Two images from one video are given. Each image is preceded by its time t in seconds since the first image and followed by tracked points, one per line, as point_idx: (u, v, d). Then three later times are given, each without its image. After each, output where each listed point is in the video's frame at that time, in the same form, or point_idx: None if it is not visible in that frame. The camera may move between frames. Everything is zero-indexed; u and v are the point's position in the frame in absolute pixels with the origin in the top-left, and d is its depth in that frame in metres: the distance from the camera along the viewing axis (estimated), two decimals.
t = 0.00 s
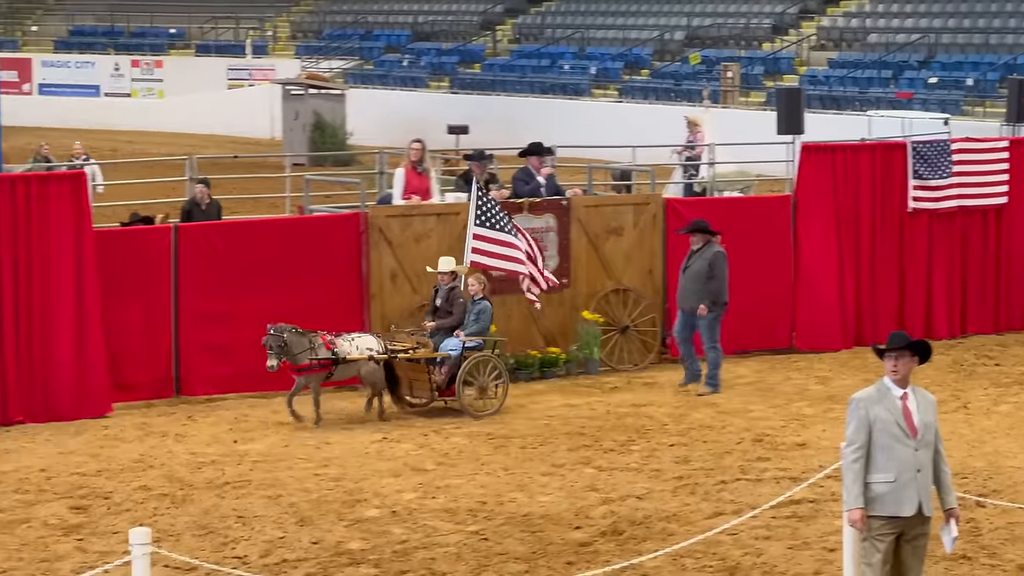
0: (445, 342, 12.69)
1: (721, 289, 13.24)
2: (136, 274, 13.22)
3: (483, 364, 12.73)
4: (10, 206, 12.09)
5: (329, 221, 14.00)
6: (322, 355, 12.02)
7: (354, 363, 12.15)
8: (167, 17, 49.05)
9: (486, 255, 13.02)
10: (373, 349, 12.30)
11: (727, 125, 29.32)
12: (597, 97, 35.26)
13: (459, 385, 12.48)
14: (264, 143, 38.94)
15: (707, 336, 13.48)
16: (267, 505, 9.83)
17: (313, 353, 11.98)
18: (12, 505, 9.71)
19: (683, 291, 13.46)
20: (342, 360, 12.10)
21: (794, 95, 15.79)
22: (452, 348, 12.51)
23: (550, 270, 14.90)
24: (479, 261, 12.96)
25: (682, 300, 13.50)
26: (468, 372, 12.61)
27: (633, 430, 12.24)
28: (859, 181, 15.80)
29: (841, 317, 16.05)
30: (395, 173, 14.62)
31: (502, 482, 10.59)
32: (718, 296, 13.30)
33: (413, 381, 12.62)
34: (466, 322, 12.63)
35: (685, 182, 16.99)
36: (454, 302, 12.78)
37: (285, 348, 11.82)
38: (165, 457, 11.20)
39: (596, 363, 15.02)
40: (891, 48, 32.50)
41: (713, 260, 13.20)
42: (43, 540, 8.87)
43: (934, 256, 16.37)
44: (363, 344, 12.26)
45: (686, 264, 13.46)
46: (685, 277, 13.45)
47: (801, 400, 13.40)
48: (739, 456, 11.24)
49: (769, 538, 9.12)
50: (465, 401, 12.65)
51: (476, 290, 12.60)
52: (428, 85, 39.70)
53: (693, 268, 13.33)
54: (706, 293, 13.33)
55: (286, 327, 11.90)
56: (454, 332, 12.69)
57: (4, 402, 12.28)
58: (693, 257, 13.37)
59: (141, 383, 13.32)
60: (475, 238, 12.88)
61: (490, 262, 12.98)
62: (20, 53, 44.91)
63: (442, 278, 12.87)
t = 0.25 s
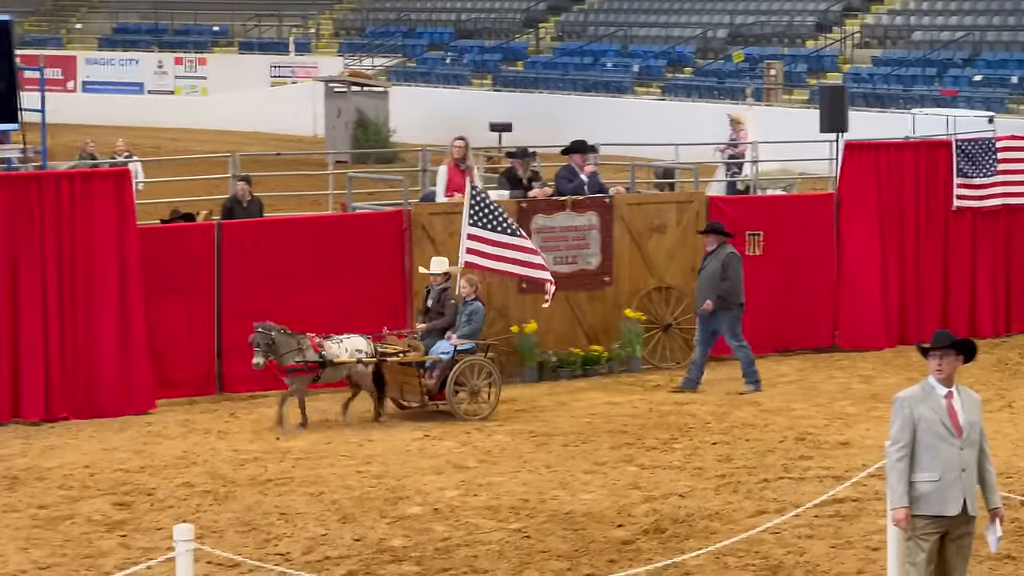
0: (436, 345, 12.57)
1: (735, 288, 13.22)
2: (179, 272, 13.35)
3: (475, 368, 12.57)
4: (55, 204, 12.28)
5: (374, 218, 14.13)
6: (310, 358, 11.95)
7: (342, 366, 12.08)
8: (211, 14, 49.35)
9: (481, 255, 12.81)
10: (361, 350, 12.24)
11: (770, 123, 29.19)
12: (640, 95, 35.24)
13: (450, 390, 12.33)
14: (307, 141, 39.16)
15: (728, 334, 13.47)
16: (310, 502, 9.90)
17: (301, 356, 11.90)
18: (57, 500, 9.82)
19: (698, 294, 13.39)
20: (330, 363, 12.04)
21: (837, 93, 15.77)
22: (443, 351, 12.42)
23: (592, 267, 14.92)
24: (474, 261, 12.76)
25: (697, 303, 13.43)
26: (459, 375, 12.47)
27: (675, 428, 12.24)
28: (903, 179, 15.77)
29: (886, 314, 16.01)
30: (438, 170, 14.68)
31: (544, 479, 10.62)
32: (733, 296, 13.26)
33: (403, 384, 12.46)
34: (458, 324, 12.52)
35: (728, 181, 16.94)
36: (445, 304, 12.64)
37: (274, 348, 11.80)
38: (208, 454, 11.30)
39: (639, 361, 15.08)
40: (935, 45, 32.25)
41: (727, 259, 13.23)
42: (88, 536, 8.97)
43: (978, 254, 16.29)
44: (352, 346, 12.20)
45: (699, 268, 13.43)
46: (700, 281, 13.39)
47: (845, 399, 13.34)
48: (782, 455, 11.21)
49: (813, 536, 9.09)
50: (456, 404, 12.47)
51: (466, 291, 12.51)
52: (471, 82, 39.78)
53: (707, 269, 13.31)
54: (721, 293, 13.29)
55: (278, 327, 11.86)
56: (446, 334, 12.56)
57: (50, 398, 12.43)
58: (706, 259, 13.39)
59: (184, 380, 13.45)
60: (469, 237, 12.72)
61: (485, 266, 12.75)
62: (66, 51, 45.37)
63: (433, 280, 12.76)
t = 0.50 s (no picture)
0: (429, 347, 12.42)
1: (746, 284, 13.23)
2: (221, 269, 13.46)
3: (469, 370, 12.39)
4: (99, 201, 12.43)
5: (417, 217, 14.22)
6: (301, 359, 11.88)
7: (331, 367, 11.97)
8: (254, 12, 49.63)
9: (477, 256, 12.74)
10: (352, 352, 12.14)
11: (812, 121, 29.04)
12: (681, 93, 35.13)
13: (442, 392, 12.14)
14: (349, 138, 39.35)
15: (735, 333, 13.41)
16: (352, 499, 9.97)
17: (290, 356, 11.85)
18: (101, 496, 9.93)
19: (711, 290, 13.44)
20: (320, 364, 11.95)
21: (881, 92, 15.61)
22: (436, 353, 12.24)
23: (634, 265, 14.97)
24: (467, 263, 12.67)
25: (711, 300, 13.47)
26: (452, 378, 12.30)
27: (717, 426, 12.22)
28: (946, 178, 15.74)
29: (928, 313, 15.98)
30: (480, 168, 14.75)
31: (586, 478, 10.65)
32: (746, 293, 13.29)
33: (395, 386, 12.25)
34: (450, 327, 12.37)
35: (770, 179, 16.90)
36: (435, 307, 12.53)
37: (263, 349, 11.75)
38: (251, 451, 11.42)
39: (680, 359, 15.12)
40: (980, 44, 31.95)
41: (740, 257, 13.26)
42: (131, 532, 9.06)
43: None
44: (342, 347, 12.10)
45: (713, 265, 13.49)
46: (713, 278, 13.44)
47: (887, 398, 13.27)
48: (824, 454, 11.17)
49: (855, 536, 9.06)
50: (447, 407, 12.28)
51: (459, 294, 12.40)
52: (513, 80, 39.83)
53: (721, 267, 13.36)
54: (734, 290, 13.31)
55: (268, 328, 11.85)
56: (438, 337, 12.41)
57: (94, 395, 12.57)
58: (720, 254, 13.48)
59: (225, 377, 13.57)
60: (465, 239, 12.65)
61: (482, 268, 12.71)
62: (111, 48, 45.78)
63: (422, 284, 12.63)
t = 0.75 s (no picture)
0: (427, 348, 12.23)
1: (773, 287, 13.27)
2: (267, 266, 13.52)
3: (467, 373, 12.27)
4: (146, 198, 12.58)
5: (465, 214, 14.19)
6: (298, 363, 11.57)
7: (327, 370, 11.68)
8: (300, 10, 49.82)
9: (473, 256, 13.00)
10: (347, 353, 11.86)
11: (860, 120, 28.82)
12: (728, 92, 34.97)
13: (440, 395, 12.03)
14: (395, 137, 39.49)
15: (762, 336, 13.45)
16: (397, 497, 10.04)
17: (285, 359, 11.52)
18: (149, 492, 10.05)
19: (736, 291, 13.46)
20: (315, 366, 11.66)
21: (929, 90, 15.51)
22: (432, 355, 12.06)
23: (680, 264, 14.98)
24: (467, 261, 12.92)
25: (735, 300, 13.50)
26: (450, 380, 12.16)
27: (763, 425, 12.19)
28: (995, 177, 15.78)
29: (977, 313, 15.99)
30: (526, 167, 14.79)
31: (631, 476, 10.66)
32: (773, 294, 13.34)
33: (393, 389, 12.18)
34: (447, 329, 12.13)
35: (817, 177, 16.81)
36: (433, 308, 12.36)
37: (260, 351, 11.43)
38: (297, 449, 11.52)
39: (726, 358, 15.06)
40: None
41: (765, 258, 13.27)
42: (178, 528, 9.16)
43: None
44: (338, 348, 11.81)
45: (738, 266, 13.51)
46: (738, 279, 13.47)
47: (935, 398, 13.17)
48: (871, 453, 11.11)
49: (902, 537, 9.01)
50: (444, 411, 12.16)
51: (456, 297, 12.14)
52: (559, 78, 39.82)
53: (746, 268, 13.38)
54: (759, 292, 13.34)
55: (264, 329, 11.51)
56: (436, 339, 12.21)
57: (140, 391, 12.72)
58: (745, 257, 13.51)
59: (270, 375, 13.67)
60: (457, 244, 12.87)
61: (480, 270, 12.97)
62: (158, 46, 46.13)
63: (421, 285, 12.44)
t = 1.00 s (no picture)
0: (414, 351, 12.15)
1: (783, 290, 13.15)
2: (304, 264, 13.60)
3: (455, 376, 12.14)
4: (184, 196, 12.70)
5: (503, 212, 14.20)
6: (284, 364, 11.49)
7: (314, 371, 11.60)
8: (337, 7, 50.02)
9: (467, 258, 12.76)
10: (335, 353, 11.80)
11: (898, 118, 28.63)
12: (765, 90, 34.83)
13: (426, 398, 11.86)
14: (431, 135, 39.61)
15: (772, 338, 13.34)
16: (433, 495, 10.10)
17: (273, 359, 11.42)
18: (186, 489, 10.14)
19: (747, 290, 13.36)
20: (302, 367, 11.57)
21: (968, 89, 15.42)
22: (420, 357, 12.00)
23: (717, 263, 15.06)
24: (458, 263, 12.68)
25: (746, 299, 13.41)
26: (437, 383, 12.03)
27: (799, 424, 12.16)
28: None
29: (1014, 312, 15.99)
30: (564, 165, 14.83)
31: (668, 475, 10.67)
32: (780, 297, 13.19)
33: (379, 392, 11.96)
34: (436, 331, 12.09)
35: (855, 177, 16.75)
36: (422, 311, 12.26)
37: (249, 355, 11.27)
38: (334, 446, 11.61)
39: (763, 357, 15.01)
40: None
41: (777, 259, 13.13)
42: (215, 525, 9.24)
43: None
44: (324, 348, 11.75)
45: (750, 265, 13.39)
46: (750, 278, 13.36)
47: (974, 398, 13.09)
48: (908, 453, 11.06)
49: (940, 537, 8.97)
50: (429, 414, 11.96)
51: (446, 299, 12.07)
52: (596, 77, 39.79)
53: (757, 268, 13.26)
54: (769, 295, 13.21)
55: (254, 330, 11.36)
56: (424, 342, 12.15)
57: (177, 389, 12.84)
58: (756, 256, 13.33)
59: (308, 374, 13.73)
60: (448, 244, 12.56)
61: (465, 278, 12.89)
62: (196, 44, 46.44)
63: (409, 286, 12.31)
